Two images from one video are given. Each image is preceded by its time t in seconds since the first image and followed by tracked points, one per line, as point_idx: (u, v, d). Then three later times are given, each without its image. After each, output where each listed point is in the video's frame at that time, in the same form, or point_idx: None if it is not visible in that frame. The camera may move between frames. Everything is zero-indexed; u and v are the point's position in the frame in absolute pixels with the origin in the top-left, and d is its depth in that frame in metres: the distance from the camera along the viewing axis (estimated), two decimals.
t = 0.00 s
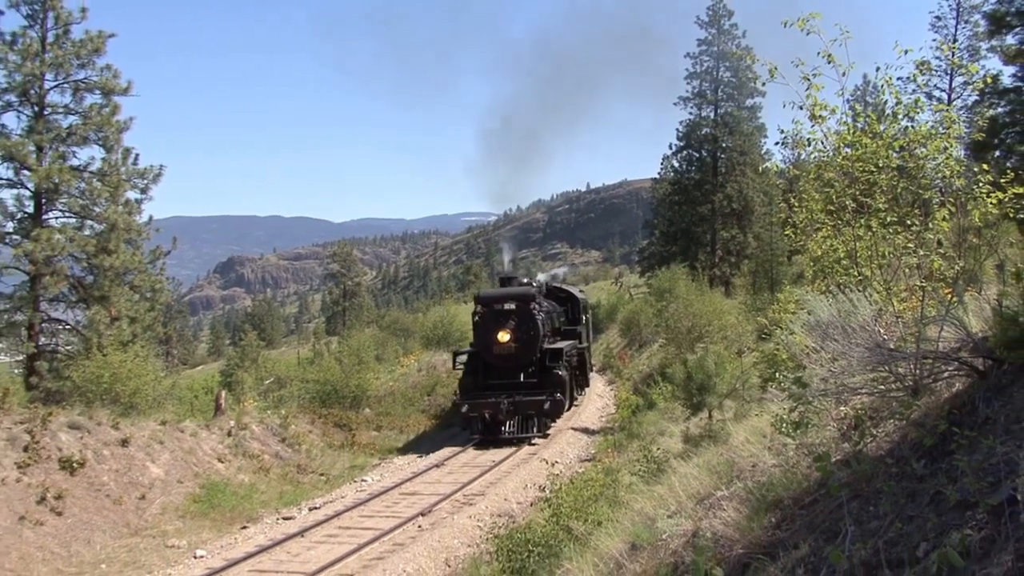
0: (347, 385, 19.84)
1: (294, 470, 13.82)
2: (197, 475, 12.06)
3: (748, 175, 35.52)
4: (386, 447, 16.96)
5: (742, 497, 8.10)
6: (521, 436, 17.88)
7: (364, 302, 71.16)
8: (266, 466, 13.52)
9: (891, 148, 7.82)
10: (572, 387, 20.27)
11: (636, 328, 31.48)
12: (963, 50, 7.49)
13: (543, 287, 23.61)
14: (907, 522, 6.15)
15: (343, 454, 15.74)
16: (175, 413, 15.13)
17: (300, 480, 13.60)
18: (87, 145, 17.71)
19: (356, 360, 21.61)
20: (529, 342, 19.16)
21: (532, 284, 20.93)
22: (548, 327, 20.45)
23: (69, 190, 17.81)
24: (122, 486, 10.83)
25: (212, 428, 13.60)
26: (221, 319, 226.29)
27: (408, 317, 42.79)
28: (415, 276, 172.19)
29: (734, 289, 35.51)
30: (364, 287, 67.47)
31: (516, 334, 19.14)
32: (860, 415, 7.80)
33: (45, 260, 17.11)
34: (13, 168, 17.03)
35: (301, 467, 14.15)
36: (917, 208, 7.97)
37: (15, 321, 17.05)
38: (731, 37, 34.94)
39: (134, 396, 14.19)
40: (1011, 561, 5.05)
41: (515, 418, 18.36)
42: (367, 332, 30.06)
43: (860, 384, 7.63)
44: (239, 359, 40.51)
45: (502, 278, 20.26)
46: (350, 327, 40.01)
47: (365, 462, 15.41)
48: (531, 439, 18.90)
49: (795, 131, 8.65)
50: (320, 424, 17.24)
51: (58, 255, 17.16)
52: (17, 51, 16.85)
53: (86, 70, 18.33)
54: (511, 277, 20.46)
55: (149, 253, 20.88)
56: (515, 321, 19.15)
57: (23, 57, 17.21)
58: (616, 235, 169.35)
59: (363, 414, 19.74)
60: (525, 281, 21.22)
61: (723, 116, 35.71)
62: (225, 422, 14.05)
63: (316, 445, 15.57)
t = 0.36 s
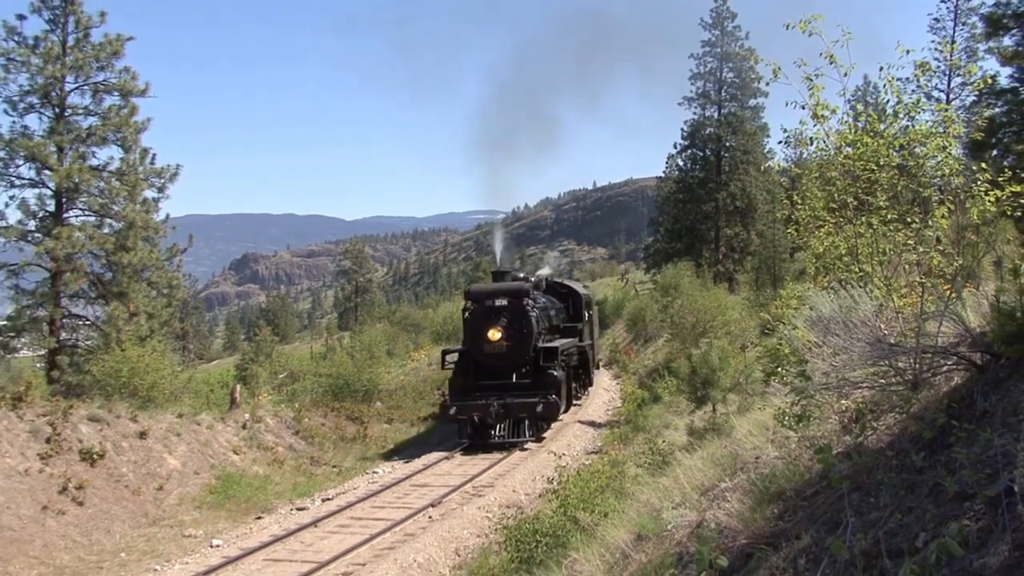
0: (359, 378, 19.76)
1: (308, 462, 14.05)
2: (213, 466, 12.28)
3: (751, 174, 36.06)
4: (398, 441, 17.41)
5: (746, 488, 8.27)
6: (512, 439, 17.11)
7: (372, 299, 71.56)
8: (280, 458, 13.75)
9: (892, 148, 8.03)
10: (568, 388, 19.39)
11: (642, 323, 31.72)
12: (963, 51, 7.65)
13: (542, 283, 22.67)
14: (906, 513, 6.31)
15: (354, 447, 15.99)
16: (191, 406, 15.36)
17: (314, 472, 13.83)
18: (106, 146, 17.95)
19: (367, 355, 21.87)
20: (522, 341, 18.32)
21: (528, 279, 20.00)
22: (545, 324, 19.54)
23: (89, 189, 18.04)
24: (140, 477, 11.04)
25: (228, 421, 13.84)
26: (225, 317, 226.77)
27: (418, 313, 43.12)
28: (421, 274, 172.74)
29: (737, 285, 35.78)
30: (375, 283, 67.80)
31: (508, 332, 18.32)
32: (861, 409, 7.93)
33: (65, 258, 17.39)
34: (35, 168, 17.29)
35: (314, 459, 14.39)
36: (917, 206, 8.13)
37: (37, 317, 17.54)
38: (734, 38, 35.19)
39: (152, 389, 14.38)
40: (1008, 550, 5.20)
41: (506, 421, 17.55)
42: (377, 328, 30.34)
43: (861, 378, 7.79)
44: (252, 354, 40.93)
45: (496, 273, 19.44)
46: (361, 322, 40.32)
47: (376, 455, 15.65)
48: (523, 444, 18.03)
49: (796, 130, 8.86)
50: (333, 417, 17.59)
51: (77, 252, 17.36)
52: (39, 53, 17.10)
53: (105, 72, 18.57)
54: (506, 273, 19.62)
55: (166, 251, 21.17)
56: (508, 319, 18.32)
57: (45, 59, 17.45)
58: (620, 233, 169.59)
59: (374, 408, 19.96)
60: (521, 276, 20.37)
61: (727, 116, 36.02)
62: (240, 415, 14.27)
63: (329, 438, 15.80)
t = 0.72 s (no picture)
0: (370, 372, 19.79)
1: (319, 456, 14.19)
2: (225, 460, 12.40)
3: (758, 170, 36.07)
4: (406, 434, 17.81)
5: (753, 482, 8.33)
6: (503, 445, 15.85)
7: (380, 294, 71.80)
8: (291, 451, 13.88)
9: (898, 144, 8.11)
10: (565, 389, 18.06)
11: (649, 318, 31.83)
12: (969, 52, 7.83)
13: (540, 276, 21.20)
14: (912, 506, 6.37)
15: (366, 442, 16.26)
16: (203, 400, 15.48)
17: (325, 466, 13.96)
18: (119, 143, 18.06)
19: (377, 350, 22.01)
20: (514, 340, 16.92)
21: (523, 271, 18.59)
22: (541, 322, 18.12)
23: (102, 186, 18.18)
24: (154, 471, 11.15)
25: (240, 416, 13.96)
26: (232, 313, 227.95)
27: (428, 308, 43.35)
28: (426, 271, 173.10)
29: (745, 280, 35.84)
30: (384, 279, 68.01)
31: (499, 330, 16.90)
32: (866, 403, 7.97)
33: (80, 253, 17.57)
34: (49, 165, 17.44)
35: (325, 452, 14.52)
36: (923, 202, 8.29)
37: (52, 312, 17.63)
38: (741, 34, 35.17)
39: (165, 384, 14.50)
40: (1014, 542, 5.26)
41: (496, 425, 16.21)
42: (387, 322, 30.51)
43: (867, 373, 7.85)
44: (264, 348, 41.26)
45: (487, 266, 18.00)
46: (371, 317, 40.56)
47: (385, 449, 15.78)
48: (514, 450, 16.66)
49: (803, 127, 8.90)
50: (343, 411, 17.81)
51: (92, 249, 17.63)
52: (53, 52, 17.23)
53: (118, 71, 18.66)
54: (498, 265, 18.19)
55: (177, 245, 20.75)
56: (498, 315, 16.92)
57: (59, 58, 17.59)
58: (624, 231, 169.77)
59: (384, 402, 20.09)
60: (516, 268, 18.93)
61: (734, 112, 36.01)
62: (252, 410, 14.39)
63: (340, 432, 15.94)
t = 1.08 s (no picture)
0: (379, 366, 19.84)
1: (328, 449, 14.22)
2: (235, 453, 12.44)
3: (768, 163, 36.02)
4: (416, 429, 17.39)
5: (763, 475, 8.31)
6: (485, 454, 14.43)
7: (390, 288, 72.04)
8: (301, 444, 13.92)
9: (909, 136, 8.12)
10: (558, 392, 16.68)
11: (659, 311, 31.86)
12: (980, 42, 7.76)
13: (536, 270, 19.90)
14: (923, 499, 6.34)
15: (374, 435, 16.22)
16: (214, 393, 15.51)
17: (334, 459, 13.99)
18: (130, 137, 18.12)
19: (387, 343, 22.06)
20: (499, 338, 15.67)
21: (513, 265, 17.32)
22: (531, 319, 16.77)
23: (112, 179, 18.25)
24: (164, 463, 11.18)
25: (250, 409, 14.00)
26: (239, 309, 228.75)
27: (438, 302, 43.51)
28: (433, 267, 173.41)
29: (754, 274, 35.82)
30: (394, 272, 68.21)
31: (482, 327, 15.67)
32: (877, 396, 7.94)
33: (90, 247, 17.63)
34: (60, 159, 17.51)
35: (334, 446, 14.57)
36: (934, 194, 8.32)
37: (62, 306, 17.76)
38: (751, 27, 35.14)
39: (176, 376, 14.54)
40: None
41: (478, 432, 14.79)
42: (397, 316, 30.62)
43: (878, 366, 7.83)
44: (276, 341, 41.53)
45: (472, 258, 16.78)
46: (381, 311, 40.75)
47: (393, 443, 15.81)
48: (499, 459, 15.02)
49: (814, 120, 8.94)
50: (353, 405, 17.85)
51: (102, 241, 17.60)
52: (64, 47, 17.28)
53: (128, 64, 18.71)
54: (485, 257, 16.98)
55: (188, 238, 20.82)
56: (482, 311, 15.69)
57: (69, 53, 17.63)
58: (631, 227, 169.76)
59: (393, 395, 20.14)
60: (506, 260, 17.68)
61: (744, 105, 35.97)
62: (262, 402, 14.42)
63: (349, 426, 15.97)
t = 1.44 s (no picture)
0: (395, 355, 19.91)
1: (345, 439, 14.31)
2: (252, 442, 12.55)
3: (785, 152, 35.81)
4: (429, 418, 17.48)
5: (780, 465, 8.28)
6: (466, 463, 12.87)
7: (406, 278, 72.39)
8: (318, 433, 14.00)
9: (928, 124, 8.18)
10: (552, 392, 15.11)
11: (675, 300, 31.87)
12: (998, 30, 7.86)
13: (534, 257, 18.27)
14: (941, 490, 6.32)
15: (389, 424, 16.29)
16: (231, 382, 15.58)
17: (350, 449, 14.07)
18: (145, 127, 18.19)
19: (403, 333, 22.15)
20: (485, 333, 14.02)
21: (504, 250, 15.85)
22: (523, 311, 15.09)
23: (129, 170, 18.36)
24: (181, 452, 11.25)
25: (267, 397, 14.08)
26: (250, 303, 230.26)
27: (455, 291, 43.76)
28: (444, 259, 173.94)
29: (771, 263, 35.69)
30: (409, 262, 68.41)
31: (466, 322, 14.00)
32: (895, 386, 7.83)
33: (107, 238, 17.80)
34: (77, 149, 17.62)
35: (350, 436, 14.69)
36: (953, 182, 8.32)
37: (80, 296, 17.92)
38: (767, 15, 34.89)
39: (193, 365, 14.62)
40: None
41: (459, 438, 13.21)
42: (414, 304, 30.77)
43: (895, 355, 7.77)
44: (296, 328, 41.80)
45: (458, 243, 15.10)
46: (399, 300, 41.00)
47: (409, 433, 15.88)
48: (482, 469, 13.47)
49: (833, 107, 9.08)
50: (369, 394, 17.94)
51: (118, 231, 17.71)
52: (80, 38, 17.32)
53: (144, 55, 18.75)
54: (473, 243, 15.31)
55: (205, 228, 20.94)
56: (466, 304, 14.03)
57: (85, 44, 17.67)
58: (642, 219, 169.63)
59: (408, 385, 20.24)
60: (498, 246, 16.02)
61: (760, 94, 35.56)
62: (279, 392, 14.48)
63: (366, 415, 16.05)
